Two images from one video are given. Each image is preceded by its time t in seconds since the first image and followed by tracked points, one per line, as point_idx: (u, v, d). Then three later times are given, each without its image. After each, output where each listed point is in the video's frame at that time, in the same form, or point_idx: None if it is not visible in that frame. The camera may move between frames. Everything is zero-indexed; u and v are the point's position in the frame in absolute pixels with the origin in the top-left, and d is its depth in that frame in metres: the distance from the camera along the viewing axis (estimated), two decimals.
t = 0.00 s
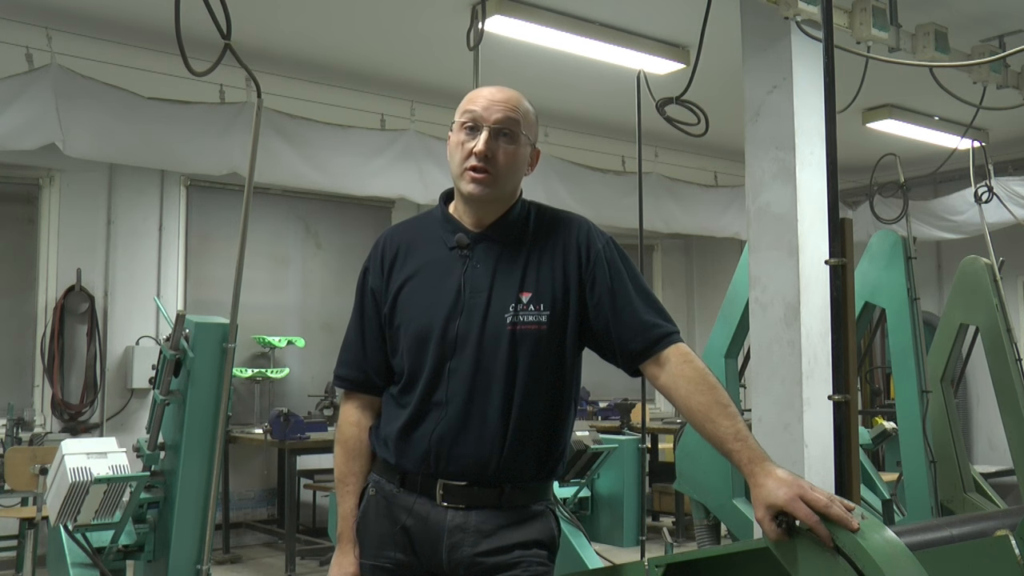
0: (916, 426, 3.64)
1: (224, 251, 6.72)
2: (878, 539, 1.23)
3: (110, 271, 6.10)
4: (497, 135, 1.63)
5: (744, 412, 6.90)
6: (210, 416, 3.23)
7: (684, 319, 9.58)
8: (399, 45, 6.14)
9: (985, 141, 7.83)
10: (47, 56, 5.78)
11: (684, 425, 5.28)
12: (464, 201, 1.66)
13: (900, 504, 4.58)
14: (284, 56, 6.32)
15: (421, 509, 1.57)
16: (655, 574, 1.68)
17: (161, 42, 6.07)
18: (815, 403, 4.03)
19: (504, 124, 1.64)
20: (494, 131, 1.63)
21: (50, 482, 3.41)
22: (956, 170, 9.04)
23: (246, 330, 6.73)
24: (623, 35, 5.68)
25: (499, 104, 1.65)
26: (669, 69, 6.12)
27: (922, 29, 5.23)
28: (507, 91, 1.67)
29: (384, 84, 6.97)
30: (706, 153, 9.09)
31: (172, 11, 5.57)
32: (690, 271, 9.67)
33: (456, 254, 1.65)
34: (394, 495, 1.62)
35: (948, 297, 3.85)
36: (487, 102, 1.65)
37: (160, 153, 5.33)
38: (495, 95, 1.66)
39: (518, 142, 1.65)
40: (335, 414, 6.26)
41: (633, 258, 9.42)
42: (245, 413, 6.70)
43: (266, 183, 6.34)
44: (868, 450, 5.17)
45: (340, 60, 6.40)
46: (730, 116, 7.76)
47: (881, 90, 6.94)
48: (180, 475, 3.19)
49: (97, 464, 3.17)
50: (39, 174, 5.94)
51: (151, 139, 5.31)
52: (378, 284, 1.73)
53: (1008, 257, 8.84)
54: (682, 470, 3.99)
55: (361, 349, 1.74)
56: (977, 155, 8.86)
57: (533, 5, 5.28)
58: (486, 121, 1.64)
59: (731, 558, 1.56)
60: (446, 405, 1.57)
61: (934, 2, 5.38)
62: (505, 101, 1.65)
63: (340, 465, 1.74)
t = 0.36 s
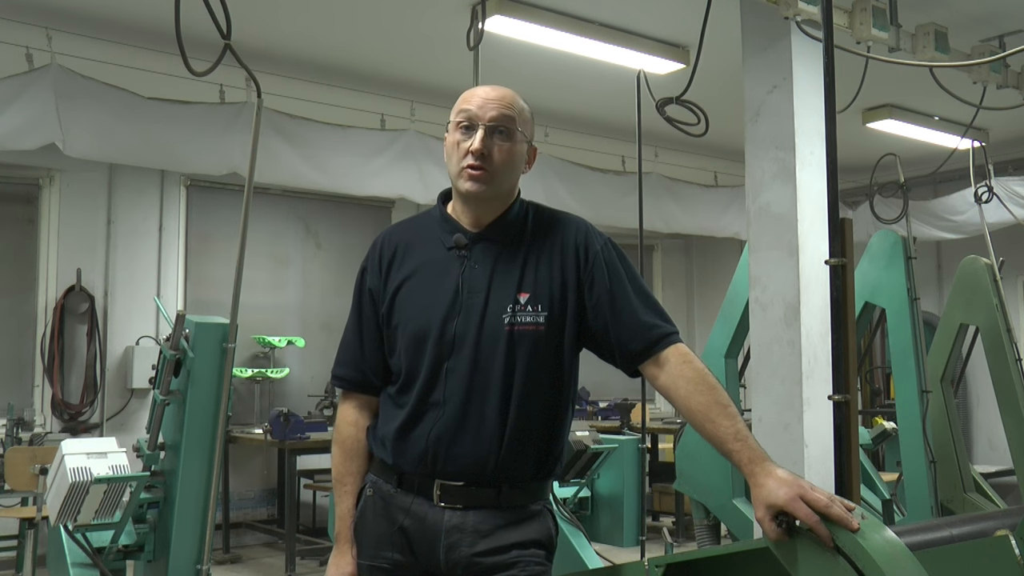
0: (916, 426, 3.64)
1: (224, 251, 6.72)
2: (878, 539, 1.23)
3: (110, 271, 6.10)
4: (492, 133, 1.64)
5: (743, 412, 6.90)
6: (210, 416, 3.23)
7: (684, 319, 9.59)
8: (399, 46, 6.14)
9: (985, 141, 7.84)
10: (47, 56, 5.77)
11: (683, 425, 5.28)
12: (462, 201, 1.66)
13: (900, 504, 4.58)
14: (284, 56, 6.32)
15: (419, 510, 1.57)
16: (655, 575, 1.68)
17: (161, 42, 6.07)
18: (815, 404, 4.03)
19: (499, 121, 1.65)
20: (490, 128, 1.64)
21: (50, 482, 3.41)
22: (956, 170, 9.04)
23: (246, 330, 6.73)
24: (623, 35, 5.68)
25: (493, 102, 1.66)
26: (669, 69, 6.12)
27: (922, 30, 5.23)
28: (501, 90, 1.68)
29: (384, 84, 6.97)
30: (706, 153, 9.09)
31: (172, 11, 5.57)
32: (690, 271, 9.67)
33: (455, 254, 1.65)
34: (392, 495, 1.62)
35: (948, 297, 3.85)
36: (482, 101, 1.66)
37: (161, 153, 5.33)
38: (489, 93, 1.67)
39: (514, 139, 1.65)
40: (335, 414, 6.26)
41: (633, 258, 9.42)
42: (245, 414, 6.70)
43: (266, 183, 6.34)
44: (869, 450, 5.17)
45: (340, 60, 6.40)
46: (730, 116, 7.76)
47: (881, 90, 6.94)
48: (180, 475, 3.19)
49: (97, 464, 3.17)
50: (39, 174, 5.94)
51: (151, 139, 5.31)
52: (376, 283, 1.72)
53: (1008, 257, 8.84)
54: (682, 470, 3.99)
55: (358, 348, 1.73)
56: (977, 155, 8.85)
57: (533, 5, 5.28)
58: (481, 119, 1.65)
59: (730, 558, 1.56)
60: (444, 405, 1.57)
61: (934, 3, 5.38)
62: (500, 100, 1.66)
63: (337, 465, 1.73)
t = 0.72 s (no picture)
0: (916, 426, 3.64)
1: (224, 251, 6.72)
2: (878, 539, 1.23)
3: (110, 271, 6.10)
4: (483, 132, 1.64)
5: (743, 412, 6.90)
6: (210, 415, 3.23)
7: (684, 319, 9.59)
8: (399, 46, 6.14)
9: (985, 141, 7.84)
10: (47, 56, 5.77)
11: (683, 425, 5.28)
12: (457, 202, 1.66)
13: (900, 504, 4.58)
14: (284, 56, 6.32)
15: (409, 510, 1.58)
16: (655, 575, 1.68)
17: (161, 42, 6.08)
18: (815, 404, 4.03)
19: (490, 120, 1.65)
20: (480, 128, 1.64)
21: (50, 482, 3.41)
22: (956, 170, 9.04)
23: (246, 331, 6.73)
24: (623, 35, 5.68)
25: (483, 102, 1.66)
26: (669, 69, 6.12)
27: (922, 30, 5.23)
28: (490, 89, 1.68)
29: (384, 84, 6.96)
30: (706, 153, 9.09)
31: (172, 11, 5.57)
32: (690, 271, 9.68)
33: (448, 256, 1.65)
34: (382, 496, 1.61)
35: (948, 296, 3.85)
36: (473, 101, 1.66)
37: (160, 154, 5.33)
38: (478, 93, 1.67)
39: (505, 138, 1.65)
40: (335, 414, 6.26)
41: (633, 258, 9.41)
42: (245, 413, 6.70)
43: (266, 183, 6.34)
44: (868, 450, 5.17)
45: (340, 60, 6.40)
46: (730, 115, 7.76)
47: (881, 90, 6.94)
48: (180, 475, 3.18)
49: (97, 464, 3.17)
50: (39, 174, 5.94)
51: (151, 139, 5.31)
52: (369, 282, 1.72)
53: (1008, 257, 8.84)
54: (681, 470, 4.00)
55: (350, 347, 1.72)
56: (977, 156, 8.85)
57: (533, 5, 5.28)
58: (471, 119, 1.65)
59: (728, 556, 1.56)
60: (434, 407, 1.57)
61: (934, 2, 5.38)
62: (490, 99, 1.66)
63: (328, 464, 1.72)
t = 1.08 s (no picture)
0: (916, 426, 3.64)
1: (224, 251, 6.72)
2: (877, 539, 1.23)
3: (110, 271, 6.10)
4: (468, 131, 1.63)
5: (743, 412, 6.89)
6: (210, 415, 3.23)
7: (684, 319, 9.59)
8: (399, 46, 6.14)
9: (985, 141, 7.83)
10: (47, 56, 5.77)
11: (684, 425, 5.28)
12: (448, 204, 1.65)
13: (900, 504, 4.58)
14: (284, 56, 6.32)
15: (392, 509, 1.58)
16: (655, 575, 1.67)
17: (161, 42, 6.08)
18: (815, 404, 4.03)
19: (474, 118, 1.64)
20: (464, 127, 1.63)
21: (50, 482, 3.41)
22: (956, 170, 9.04)
23: (246, 331, 6.73)
24: (623, 35, 5.68)
25: (466, 101, 1.65)
26: (669, 69, 6.11)
27: (922, 30, 5.23)
28: (473, 88, 1.67)
29: (383, 84, 6.96)
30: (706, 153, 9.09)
31: (172, 11, 5.57)
32: (691, 271, 9.68)
33: (438, 255, 1.65)
34: (369, 495, 1.62)
35: (948, 296, 3.85)
36: (455, 101, 1.66)
37: (160, 154, 5.33)
38: (461, 94, 1.67)
39: (490, 135, 1.64)
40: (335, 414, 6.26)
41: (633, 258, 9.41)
42: (245, 413, 6.70)
43: (267, 183, 6.33)
44: (868, 450, 5.17)
45: (341, 60, 6.40)
46: (730, 115, 7.75)
47: (881, 90, 6.94)
48: (180, 475, 3.19)
49: (98, 464, 3.17)
50: (39, 174, 5.94)
51: (151, 139, 5.31)
52: (360, 280, 1.73)
53: (1008, 257, 8.84)
54: (681, 470, 4.00)
55: (342, 344, 1.73)
56: (977, 155, 8.85)
57: (533, 5, 5.28)
58: (455, 119, 1.64)
59: (727, 557, 1.57)
60: (417, 405, 1.57)
61: (934, 3, 5.38)
62: (472, 98, 1.66)
63: (317, 459, 1.73)
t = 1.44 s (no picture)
0: (916, 426, 3.64)
1: (224, 251, 6.72)
2: (876, 538, 1.23)
3: (110, 271, 6.10)
4: (460, 127, 1.64)
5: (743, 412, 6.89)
6: (210, 416, 3.23)
7: (684, 319, 9.59)
8: (399, 46, 6.14)
9: (985, 141, 7.83)
10: (47, 56, 5.77)
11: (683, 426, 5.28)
12: (443, 202, 1.65)
13: (900, 504, 4.58)
14: (284, 56, 6.32)
15: (386, 507, 1.57)
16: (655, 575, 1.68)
17: (161, 42, 6.07)
18: (815, 404, 4.03)
19: (467, 115, 1.65)
20: (458, 124, 1.64)
21: (50, 482, 3.41)
22: (956, 170, 9.04)
23: (246, 331, 6.72)
24: (623, 35, 5.68)
25: (460, 99, 1.66)
26: (669, 69, 6.12)
27: (922, 30, 5.23)
28: (466, 87, 1.69)
29: (383, 84, 6.96)
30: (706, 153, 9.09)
31: (172, 11, 5.57)
32: (690, 272, 9.68)
33: (434, 252, 1.65)
34: (365, 495, 1.62)
35: (948, 296, 3.85)
36: (449, 100, 1.67)
37: (160, 154, 5.33)
38: (456, 92, 1.69)
39: (483, 130, 1.65)
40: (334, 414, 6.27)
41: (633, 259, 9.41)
42: (245, 413, 6.70)
43: (267, 183, 6.33)
44: (869, 450, 5.17)
45: (340, 60, 6.40)
46: (730, 115, 7.76)
47: (881, 90, 6.94)
48: (180, 475, 3.19)
49: (98, 464, 3.17)
50: (39, 174, 5.94)
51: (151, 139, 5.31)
52: (358, 278, 1.73)
53: (1008, 257, 8.84)
54: (681, 470, 4.01)
55: (339, 343, 1.74)
56: (977, 155, 8.85)
57: (533, 5, 5.28)
58: (449, 117, 1.65)
59: (727, 556, 1.57)
60: (412, 402, 1.57)
61: (934, 3, 5.37)
62: (465, 96, 1.67)
63: (317, 459, 1.74)
